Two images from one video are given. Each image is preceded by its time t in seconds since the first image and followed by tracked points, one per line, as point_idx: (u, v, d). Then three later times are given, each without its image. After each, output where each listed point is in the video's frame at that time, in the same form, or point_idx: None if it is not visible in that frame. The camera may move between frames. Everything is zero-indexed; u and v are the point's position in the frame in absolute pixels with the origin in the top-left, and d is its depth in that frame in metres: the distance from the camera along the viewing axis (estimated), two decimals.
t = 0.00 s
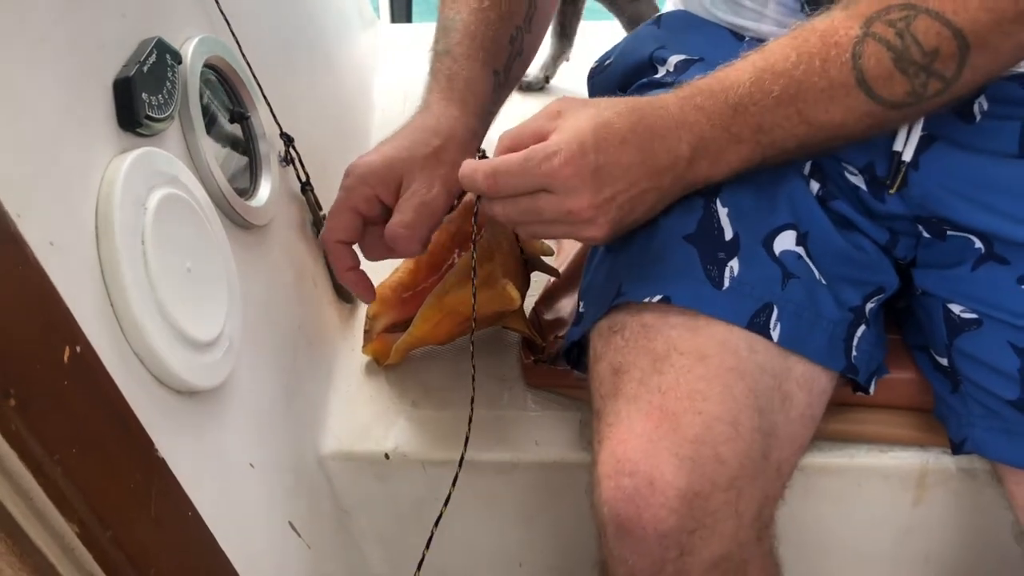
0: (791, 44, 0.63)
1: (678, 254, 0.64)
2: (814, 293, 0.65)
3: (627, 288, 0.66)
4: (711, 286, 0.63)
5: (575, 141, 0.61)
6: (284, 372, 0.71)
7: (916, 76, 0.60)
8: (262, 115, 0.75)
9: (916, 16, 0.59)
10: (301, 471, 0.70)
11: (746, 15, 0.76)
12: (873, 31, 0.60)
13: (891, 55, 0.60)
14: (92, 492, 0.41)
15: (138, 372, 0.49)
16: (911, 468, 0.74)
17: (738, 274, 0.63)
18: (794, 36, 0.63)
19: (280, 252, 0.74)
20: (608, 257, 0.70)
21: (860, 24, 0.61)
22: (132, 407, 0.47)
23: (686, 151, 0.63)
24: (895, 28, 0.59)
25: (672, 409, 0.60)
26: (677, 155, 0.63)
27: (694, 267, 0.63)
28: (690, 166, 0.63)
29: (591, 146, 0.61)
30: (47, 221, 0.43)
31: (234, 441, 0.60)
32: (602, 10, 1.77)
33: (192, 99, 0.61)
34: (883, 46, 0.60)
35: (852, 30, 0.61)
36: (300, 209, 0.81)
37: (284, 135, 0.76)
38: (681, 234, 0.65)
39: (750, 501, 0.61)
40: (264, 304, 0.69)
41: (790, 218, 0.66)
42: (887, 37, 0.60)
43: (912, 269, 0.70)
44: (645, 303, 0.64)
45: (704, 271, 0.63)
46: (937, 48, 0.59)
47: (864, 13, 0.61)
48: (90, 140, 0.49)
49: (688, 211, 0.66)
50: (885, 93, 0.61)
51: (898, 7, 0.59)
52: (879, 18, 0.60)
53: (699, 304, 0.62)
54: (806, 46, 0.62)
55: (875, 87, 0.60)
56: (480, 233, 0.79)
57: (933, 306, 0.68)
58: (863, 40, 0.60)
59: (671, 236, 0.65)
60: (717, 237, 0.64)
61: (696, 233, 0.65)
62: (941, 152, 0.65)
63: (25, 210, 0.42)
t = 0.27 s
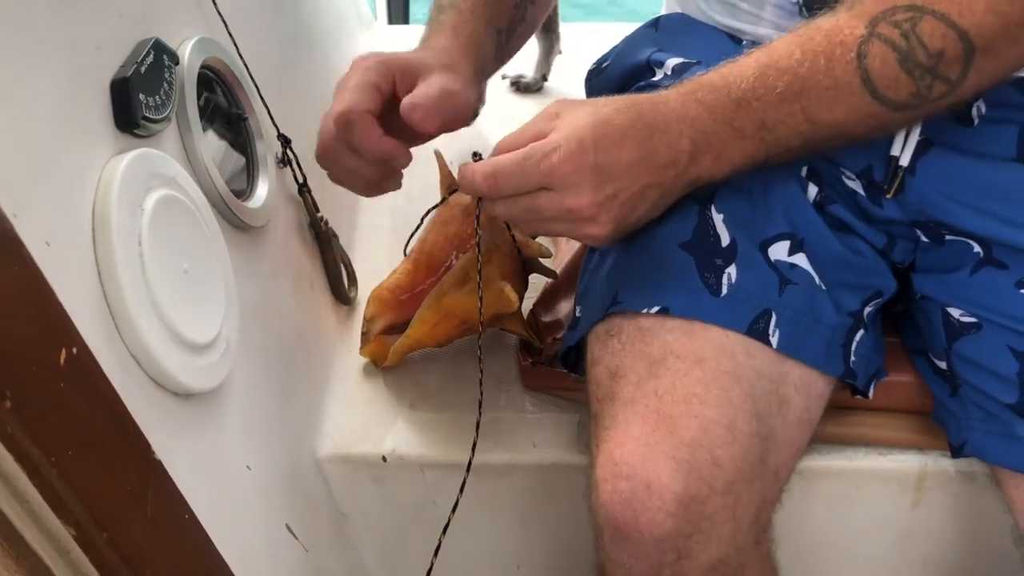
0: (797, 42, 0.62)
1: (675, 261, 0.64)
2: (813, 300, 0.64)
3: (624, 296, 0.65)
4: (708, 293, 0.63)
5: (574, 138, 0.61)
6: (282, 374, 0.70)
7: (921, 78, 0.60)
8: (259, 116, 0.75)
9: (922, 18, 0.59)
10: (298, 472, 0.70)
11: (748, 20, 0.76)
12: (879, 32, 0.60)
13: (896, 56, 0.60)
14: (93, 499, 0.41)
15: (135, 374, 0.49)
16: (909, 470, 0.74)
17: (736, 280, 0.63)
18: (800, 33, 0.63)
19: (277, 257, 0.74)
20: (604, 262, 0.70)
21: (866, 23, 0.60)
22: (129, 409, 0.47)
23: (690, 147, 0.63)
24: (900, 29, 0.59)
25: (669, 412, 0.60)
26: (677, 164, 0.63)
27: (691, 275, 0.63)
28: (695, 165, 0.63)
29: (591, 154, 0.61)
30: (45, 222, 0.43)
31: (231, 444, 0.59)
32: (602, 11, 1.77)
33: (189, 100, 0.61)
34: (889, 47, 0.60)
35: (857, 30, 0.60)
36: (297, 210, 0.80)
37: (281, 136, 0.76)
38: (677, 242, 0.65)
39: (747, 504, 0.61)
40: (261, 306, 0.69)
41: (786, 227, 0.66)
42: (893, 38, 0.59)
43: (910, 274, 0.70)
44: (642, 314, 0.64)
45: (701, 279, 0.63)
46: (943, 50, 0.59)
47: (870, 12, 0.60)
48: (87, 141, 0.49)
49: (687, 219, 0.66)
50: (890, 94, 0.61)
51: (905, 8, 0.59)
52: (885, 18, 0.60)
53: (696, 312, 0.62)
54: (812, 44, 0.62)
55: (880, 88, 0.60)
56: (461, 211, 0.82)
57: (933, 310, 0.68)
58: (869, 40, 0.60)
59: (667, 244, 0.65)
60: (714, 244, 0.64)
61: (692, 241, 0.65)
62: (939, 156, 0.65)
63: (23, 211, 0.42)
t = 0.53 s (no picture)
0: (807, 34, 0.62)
1: (655, 266, 0.64)
2: (796, 305, 0.65)
3: (607, 304, 0.66)
4: (689, 296, 0.63)
5: (575, 137, 0.59)
6: (277, 377, 0.70)
7: (930, 74, 0.60)
8: (255, 119, 0.75)
9: (934, 14, 0.59)
10: (293, 476, 0.70)
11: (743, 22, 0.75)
12: (890, 27, 0.59)
13: (907, 51, 0.59)
14: (85, 501, 0.41)
15: (130, 377, 0.49)
16: (904, 474, 0.74)
17: (717, 284, 0.63)
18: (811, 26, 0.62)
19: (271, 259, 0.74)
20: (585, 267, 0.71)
21: (877, 18, 0.60)
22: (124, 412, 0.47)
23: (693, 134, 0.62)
24: (912, 25, 0.59)
25: (644, 411, 0.61)
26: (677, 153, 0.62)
27: (671, 278, 0.64)
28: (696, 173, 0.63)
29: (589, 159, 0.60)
30: (39, 224, 0.43)
31: (226, 446, 0.59)
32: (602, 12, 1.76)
33: (185, 103, 0.61)
34: (899, 42, 0.59)
35: (869, 24, 0.60)
36: (292, 213, 0.80)
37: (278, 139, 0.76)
38: (659, 248, 0.65)
39: (723, 503, 0.61)
40: (255, 309, 0.69)
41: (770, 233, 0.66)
42: (904, 33, 0.59)
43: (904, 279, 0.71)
44: (622, 322, 0.64)
45: (682, 283, 0.63)
46: (954, 47, 0.59)
47: (880, 9, 0.60)
48: (83, 144, 0.49)
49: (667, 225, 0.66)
50: (897, 90, 0.60)
51: (917, 4, 0.59)
52: (896, 14, 0.60)
53: (677, 315, 0.63)
54: (822, 38, 0.61)
55: (890, 84, 0.60)
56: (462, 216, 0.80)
57: (927, 316, 0.68)
58: (880, 35, 0.60)
59: (649, 250, 0.65)
60: (695, 248, 0.65)
61: (672, 246, 0.65)
62: (931, 161, 0.65)
63: (17, 212, 0.42)
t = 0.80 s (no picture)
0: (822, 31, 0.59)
1: (624, 266, 0.65)
2: (763, 306, 0.65)
3: (578, 299, 0.66)
4: (659, 296, 0.63)
5: (585, 126, 0.58)
6: (275, 379, 0.70)
7: (942, 70, 0.57)
8: (254, 122, 0.75)
9: (944, 9, 0.56)
10: (292, 482, 0.70)
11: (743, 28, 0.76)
12: (902, 22, 0.57)
13: (920, 47, 0.57)
14: (80, 495, 0.41)
15: (127, 380, 0.49)
16: (902, 478, 0.74)
17: (686, 284, 0.64)
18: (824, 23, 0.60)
19: (269, 259, 0.74)
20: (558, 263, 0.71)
21: (888, 14, 0.58)
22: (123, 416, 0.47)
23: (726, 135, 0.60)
24: (923, 20, 0.57)
25: (592, 400, 0.60)
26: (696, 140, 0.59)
27: (640, 277, 0.64)
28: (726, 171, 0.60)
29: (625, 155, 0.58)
30: (37, 226, 0.43)
31: (224, 449, 0.59)
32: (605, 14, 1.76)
33: (183, 107, 0.61)
34: (911, 37, 0.57)
35: (880, 20, 0.58)
36: (290, 215, 0.80)
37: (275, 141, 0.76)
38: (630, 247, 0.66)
39: (672, 497, 0.61)
40: (255, 313, 0.69)
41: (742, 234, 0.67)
42: (916, 28, 0.57)
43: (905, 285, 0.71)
44: (593, 316, 0.64)
45: (651, 283, 0.64)
46: (967, 43, 0.56)
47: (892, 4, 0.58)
48: (82, 146, 0.49)
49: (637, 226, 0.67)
50: (911, 86, 0.58)
51: None
52: (908, 9, 0.57)
53: (644, 313, 0.63)
54: (835, 35, 0.59)
55: (902, 80, 0.58)
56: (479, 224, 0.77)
57: (929, 321, 0.68)
58: (891, 29, 0.57)
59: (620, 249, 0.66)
60: (665, 249, 0.65)
61: (643, 246, 0.65)
62: (932, 167, 0.65)
63: (14, 215, 0.42)
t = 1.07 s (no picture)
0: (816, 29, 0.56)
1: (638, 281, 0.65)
2: (777, 321, 0.65)
3: (591, 315, 0.66)
4: (672, 312, 0.64)
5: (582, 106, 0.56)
6: (276, 383, 0.70)
7: (952, 54, 0.53)
8: (256, 125, 0.75)
9: None
10: (293, 485, 0.70)
11: (745, 31, 0.76)
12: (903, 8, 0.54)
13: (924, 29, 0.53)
14: (84, 504, 0.41)
15: (129, 383, 0.49)
16: (905, 482, 0.73)
17: (700, 301, 0.64)
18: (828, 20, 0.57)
19: (273, 261, 0.74)
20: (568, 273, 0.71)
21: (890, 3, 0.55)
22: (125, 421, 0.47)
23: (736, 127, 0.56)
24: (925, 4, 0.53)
25: (612, 421, 0.61)
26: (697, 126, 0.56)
27: (654, 292, 0.65)
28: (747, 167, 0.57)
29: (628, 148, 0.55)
30: (38, 228, 0.43)
31: (225, 452, 0.59)
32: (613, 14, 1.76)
33: (185, 109, 0.61)
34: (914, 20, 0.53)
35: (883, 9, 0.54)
36: (291, 218, 0.80)
37: (278, 143, 0.76)
38: (643, 261, 0.66)
39: (692, 514, 0.62)
40: (257, 317, 0.69)
41: (754, 248, 0.67)
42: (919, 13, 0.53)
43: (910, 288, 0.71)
44: (608, 334, 0.65)
45: (666, 299, 0.64)
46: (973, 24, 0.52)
47: None
48: (84, 149, 0.49)
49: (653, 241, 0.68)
50: (921, 70, 0.53)
51: None
52: None
53: (659, 330, 0.63)
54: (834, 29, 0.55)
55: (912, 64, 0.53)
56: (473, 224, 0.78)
57: (933, 326, 0.68)
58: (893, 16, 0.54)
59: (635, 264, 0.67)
60: (680, 264, 0.66)
61: (656, 260, 0.66)
62: (937, 173, 0.65)
63: (14, 216, 0.42)
